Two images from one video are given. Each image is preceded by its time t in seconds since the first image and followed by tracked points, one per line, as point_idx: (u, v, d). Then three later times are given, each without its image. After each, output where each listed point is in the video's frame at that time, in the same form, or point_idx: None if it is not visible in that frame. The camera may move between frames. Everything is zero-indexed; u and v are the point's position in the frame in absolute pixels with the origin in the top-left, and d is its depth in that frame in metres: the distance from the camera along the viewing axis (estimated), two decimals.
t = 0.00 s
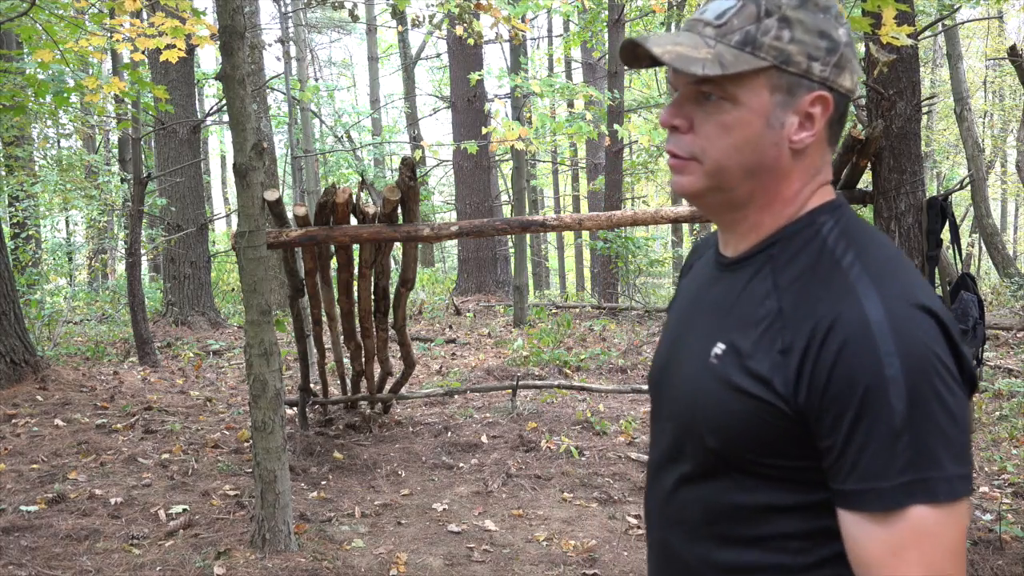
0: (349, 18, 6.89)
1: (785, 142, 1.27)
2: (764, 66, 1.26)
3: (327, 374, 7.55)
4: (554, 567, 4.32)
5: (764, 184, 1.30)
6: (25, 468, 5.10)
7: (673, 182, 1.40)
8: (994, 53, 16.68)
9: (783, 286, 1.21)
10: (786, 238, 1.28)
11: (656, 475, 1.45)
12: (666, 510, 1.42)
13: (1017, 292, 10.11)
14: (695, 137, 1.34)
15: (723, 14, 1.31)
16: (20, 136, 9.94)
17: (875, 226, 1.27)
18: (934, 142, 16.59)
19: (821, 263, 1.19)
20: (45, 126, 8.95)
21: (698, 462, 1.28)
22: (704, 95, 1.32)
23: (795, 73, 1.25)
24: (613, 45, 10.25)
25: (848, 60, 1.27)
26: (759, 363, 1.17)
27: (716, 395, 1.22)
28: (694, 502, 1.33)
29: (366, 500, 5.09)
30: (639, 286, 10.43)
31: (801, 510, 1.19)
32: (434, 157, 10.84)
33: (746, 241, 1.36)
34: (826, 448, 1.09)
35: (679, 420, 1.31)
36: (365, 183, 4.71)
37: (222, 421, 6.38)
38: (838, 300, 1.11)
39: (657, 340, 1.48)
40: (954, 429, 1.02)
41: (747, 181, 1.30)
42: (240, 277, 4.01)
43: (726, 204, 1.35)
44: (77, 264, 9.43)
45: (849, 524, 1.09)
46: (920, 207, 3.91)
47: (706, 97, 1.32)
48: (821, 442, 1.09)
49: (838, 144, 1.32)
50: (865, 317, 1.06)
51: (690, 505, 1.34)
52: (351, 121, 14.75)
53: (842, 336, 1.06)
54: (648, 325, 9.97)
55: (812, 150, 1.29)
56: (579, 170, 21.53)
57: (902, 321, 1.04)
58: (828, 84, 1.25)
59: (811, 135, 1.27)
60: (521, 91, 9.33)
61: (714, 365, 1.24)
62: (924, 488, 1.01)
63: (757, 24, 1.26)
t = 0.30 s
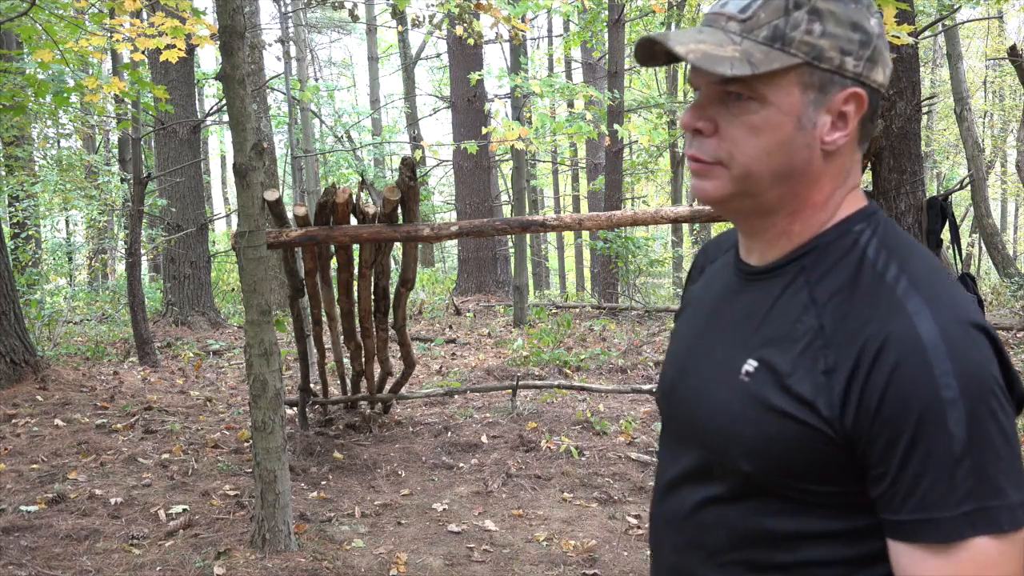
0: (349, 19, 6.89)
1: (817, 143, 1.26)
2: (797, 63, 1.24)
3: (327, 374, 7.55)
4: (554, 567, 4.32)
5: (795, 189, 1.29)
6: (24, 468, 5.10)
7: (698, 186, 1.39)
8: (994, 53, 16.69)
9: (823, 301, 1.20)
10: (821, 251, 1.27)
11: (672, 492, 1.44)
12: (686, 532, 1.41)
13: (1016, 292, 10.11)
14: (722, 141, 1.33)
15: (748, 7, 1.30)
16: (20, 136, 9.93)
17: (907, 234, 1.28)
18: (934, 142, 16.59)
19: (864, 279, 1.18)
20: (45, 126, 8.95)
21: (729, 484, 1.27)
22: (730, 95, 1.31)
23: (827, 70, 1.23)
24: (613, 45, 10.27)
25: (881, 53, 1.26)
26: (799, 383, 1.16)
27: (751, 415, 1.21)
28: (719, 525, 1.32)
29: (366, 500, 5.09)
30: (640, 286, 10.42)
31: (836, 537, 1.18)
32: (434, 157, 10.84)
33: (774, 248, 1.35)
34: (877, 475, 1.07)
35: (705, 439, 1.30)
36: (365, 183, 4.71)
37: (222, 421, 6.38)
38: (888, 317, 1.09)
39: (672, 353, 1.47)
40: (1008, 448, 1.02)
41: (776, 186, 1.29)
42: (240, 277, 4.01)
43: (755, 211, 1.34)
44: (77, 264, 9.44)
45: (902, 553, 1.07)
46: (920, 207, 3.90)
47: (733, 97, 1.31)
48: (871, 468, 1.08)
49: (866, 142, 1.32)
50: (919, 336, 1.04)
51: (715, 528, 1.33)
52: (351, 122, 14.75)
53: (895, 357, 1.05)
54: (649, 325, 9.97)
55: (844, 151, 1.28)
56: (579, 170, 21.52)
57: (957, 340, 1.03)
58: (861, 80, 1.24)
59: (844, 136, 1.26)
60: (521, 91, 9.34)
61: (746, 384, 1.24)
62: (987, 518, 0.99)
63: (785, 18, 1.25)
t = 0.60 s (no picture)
0: (349, 19, 6.89)
1: (861, 136, 1.30)
2: (853, 56, 1.28)
3: (327, 374, 7.55)
4: (554, 567, 4.32)
5: (838, 184, 1.32)
6: (25, 468, 5.10)
7: (742, 180, 1.36)
8: (994, 52, 16.68)
9: (849, 295, 1.20)
10: (845, 244, 1.28)
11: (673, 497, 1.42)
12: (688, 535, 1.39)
13: (1016, 292, 10.10)
14: (778, 131, 1.32)
15: None
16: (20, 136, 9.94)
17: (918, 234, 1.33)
18: (934, 141, 16.57)
19: (891, 274, 1.18)
20: (45, 126, 8.95)
21: (743, 485, 1.25)
22: (787, 85, 1.32)
23: (874, 65, 1.29)
24: (612, 45, 10.26)
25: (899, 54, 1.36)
26: (826, 377, 1.15)
27: (770, 412, 1.20)
28: (730, 527, 1.29)
29: (366, 500, 5.10)
30: (640, 286, 10.42)
31: (851, 537, 1.18)
32: (434, 157, 10.84)
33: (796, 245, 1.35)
34: (901, 469, 1.07)
35: (717, 437, 1.28)
36: (365, 183, 4.71)
37: (222, 421, 6.38)
38: (919, 309, 1.10)
39: (675, 350, 1.44)
40: None
41: (824, 180, 1.30)
42: (240, 277, 4.01)
43: (795, 206, 1.33)
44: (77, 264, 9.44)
45: (921, 545, 1.07)
46: (920, 207, 3.91)
47: (790, 87, 1.31)
48: (894, 463, 1.08)
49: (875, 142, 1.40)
50: (953, 329, 1.05)
51: (725, 531, 1.30)
52: (351, 121, 14.75)
53: (929, 349, 1.05)
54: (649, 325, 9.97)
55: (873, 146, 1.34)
56: (579, 170, 21.51)
57: (988, 334, 1.04)
58: (892, 79, 1.32)
59: (878, 130, 1.32)
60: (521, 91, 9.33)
61: (766, 379, 1.22)
62: (1010, 512, 1.01)
63: (848, 8, 1.27)
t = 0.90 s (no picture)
0: (349, 19, 6.89)
1: (835, 140, 1.29)
2: (832, 61, 1.26)
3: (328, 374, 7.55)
4: (554, 567, 4.32)
5: (812, 188, 1.29)
6: (25, 468, 5.10)
7: (719, 188, 1.31)
8: (994, 52, 16.69)
9: (820, 293, 1.17)
10: (814, 242, 1.25)
11: (642, 501, 1.35)
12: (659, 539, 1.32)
13: (1017, 292, 10.10)
14: (759, 136, 1.28)
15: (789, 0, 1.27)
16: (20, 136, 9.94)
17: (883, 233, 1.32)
18: (934, 141, 16.58)
19: (861, 274, 1.16)
20: (45, 126, 8.95)
21: (719, 484, 1.20)
22: (767, 91, 1.28)
23: (850, 70, 1.28)
24: (612, 45, 10.26)
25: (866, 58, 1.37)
26: (801, 376, 1.11)
27: (745, 411, 1.15)
28: (705, 526, 1.23)
29: (366, 500, 5.09)
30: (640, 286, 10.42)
31: (828, 530, 1.14)
32: (434, 157, 10.85)
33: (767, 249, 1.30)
34: (877, 465, 1.05)
35: (689, 436, 1.23)
36: (365, 183, 4.71)
37: (222, 421, 6.38)
38: (892, 307, 1.08)
39: (640, 347, 1.39)
40: (1002, 437, 1.03)
41: (801, 185, 1.28)
42: (240, 277, 4.01)
43: (769, 212, 1.29)
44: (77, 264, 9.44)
45: (899, 543, 1.04)
46: (920, 207, 3.91)
47: (770, 92, 1.28)
48: (872, 459, 1.06)
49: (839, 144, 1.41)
50: (926, 327, 1.03)
51: (700, 529, 1.24)
52: (351, 121, 14.75)
53: (904, 348, 1.03)
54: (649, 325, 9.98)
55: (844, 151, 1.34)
56: (579, 170, 21.51)
57: (960, 331, 1.03)
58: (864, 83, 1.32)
59: (850, 134, 1.32)
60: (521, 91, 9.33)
61: (739, 379, 1.18)
62: (985, 505, 0.99)
63: (829, 14, 1.26)
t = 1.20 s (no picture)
0: (349, 19, 6.89)
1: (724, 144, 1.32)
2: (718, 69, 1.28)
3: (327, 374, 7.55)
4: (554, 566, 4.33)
5: (711, 192, 1.30)
6: (25, 468, 5.10)
7: (626, 202, 1.29)
8: (994, 53, 16.70)
9: (726, 289, 1.18)
10: (715, 241, 1.26)
11: (577, 508, 1.32)
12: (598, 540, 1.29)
13: (1017, 291, 10.10)
14: (663, 148, 1.27)
15: (672, 14, 1.26)
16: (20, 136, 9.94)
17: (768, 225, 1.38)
18: (934, 142, 16.58)
19: (763, 266, 1.19)
20: (45, 126, 8.95)
21: (649, 481, 1.18)
22: (662, 103, 1.28)
23: (729, 77, 1.32)
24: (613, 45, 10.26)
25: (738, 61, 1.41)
26: (717, 369, 1.11)
27: (666, 409, 1.14)
28: (640, 521, 1.21)
29: (366, 500, 5.10)
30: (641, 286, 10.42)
31: (756, 508, 1.15)
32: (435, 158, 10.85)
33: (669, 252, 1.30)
34: (797, 442, 1.08)
35: (615, 439, 1.20)
36: (365, 183, 4.71)
37: (222, 421, 6.39)
38: (794, 295, 1.11)
39: (555, 356, 1.36)
40: (899, 400, 1.10)
41: (702, 191, 1.28)
42: (240, 277, 4.01)
43: (673, 221, 1.28)
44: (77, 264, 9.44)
45: (832, 507, 1.07)
46: (920, 207, 3.92)
47: (667, 104, 1.28)
48: (793, 437, 1.08)
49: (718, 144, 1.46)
50: (826, 310, 1.07)
51: (636, 525, 1.22)
52: (351, 122, 14.74)
53: (812, 333, 1.06)
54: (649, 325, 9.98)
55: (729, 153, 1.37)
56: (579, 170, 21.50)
57: (854, 310, 1.09)
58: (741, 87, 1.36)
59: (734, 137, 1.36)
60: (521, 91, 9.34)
61: (657, 379, 1.16)
62: (897, 460, 1.05)
63: (710, 26, 1.27)
